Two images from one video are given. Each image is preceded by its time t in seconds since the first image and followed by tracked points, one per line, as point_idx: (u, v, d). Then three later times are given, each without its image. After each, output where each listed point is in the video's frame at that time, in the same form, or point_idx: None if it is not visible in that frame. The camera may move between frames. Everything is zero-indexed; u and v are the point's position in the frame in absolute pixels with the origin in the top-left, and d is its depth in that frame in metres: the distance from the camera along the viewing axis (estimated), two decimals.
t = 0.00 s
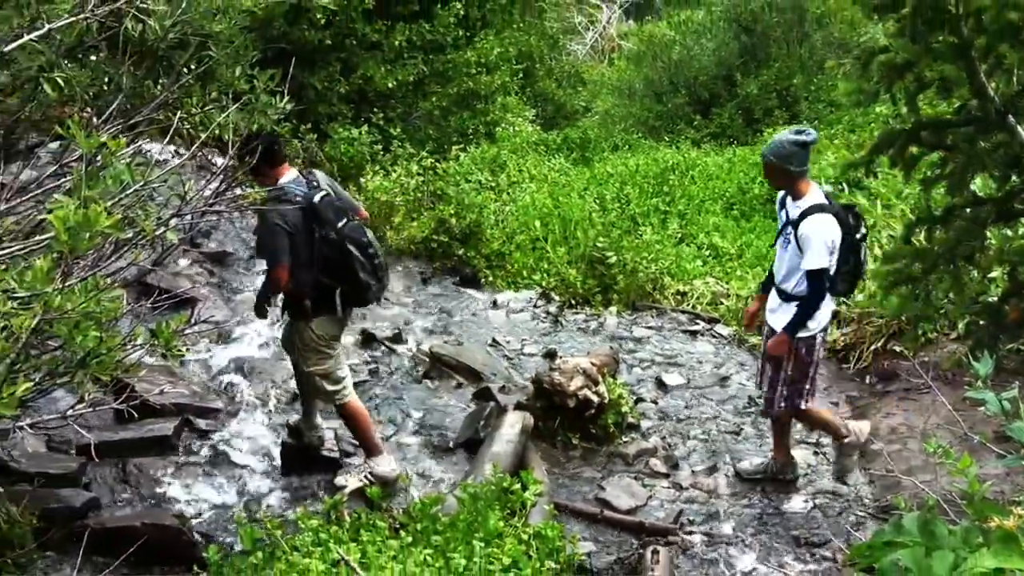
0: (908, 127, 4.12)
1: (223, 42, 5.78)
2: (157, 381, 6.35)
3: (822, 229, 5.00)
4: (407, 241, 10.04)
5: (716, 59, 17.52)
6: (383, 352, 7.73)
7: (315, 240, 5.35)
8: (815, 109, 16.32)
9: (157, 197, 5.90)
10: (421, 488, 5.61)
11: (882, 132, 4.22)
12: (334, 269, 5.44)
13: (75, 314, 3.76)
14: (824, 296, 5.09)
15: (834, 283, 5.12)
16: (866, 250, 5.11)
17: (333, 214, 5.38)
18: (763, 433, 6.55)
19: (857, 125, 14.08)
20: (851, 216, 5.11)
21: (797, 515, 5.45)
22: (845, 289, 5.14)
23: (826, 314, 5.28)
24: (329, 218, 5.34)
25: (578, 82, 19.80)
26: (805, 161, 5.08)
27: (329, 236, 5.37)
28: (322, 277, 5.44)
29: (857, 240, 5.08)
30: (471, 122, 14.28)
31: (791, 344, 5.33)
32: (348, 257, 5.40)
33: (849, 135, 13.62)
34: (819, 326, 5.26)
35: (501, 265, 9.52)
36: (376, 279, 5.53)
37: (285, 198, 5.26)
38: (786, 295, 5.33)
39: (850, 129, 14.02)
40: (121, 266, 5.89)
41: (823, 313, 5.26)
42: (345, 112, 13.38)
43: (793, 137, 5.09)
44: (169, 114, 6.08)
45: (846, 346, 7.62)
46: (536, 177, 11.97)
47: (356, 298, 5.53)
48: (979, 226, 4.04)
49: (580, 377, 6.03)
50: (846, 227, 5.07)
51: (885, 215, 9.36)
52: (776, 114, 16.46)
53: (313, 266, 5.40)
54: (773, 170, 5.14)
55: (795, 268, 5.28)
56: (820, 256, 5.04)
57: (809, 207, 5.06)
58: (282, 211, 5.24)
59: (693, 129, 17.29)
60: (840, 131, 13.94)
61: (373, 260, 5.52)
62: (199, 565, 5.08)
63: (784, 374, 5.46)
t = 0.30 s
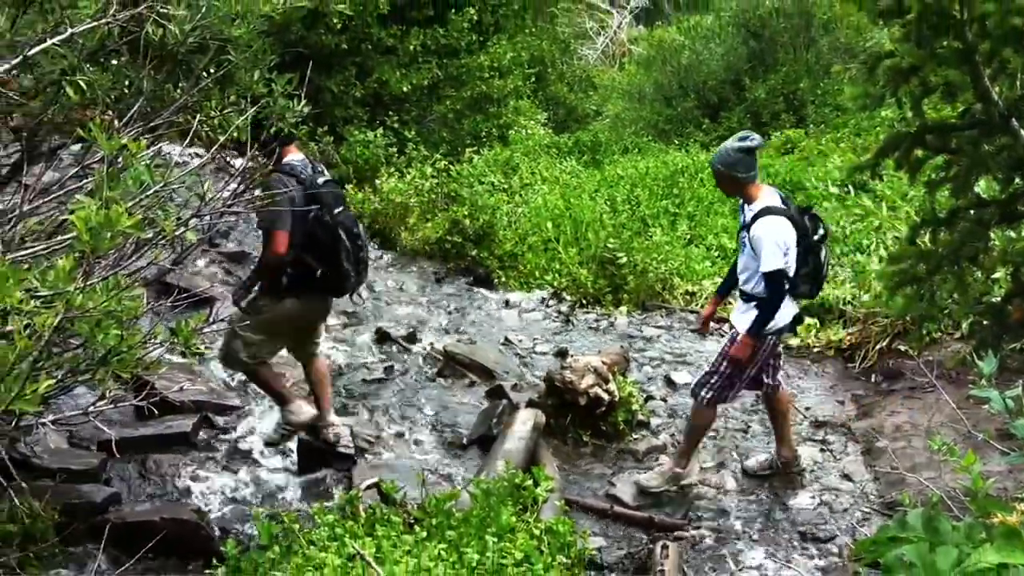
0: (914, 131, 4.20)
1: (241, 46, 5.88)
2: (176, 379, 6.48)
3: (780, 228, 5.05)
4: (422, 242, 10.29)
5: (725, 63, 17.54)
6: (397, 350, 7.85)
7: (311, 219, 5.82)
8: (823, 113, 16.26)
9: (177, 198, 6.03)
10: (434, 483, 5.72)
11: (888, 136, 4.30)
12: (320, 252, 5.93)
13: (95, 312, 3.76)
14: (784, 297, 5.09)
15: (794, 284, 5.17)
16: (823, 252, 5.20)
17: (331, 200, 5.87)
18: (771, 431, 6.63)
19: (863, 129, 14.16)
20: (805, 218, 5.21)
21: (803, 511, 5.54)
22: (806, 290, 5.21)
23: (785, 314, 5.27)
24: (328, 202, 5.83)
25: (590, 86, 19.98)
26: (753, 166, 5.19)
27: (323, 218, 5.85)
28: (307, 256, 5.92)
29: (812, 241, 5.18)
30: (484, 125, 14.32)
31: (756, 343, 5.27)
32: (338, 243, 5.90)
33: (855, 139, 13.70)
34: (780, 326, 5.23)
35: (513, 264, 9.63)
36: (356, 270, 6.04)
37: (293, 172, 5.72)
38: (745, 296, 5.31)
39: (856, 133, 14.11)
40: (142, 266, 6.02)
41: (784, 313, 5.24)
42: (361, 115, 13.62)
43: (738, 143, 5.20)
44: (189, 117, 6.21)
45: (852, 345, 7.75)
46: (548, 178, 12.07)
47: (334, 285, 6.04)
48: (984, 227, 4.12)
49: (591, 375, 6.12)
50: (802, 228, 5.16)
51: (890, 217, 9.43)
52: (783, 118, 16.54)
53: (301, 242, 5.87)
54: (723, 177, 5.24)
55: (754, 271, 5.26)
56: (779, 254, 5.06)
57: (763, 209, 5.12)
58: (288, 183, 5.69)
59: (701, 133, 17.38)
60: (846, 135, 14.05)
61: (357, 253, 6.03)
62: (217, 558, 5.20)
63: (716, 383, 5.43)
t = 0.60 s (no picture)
0: (918, 136, 4.27)
1: (258, 53, 6.01)
2: (193, 379, 6.60)
3: (723, 240, 5.15)
4: (434, 244, 10.38)
5: (731, 70, 17.52)
6: (411, 350, 7.96)
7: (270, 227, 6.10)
8: (826, 118, 16.31)
9: (194, 202, 6.15)
10: (446, 481, 5.83)
11: (891, 142, 4.39)
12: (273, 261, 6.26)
13: (117, 314, 3.78)
14: (732, 305, 5.23)
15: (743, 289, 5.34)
16: (766, 258, 5.31)
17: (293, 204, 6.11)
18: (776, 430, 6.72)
19: (867, 135, 14.26)
20: (748, 226, 5.32)
21: (808, 509, 5.63)
22: (755, 296, 5.28)
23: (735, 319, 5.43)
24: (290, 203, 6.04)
25: (598, 92, 20.15)
26: (690, 180, 5.19)
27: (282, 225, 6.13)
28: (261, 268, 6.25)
29: (757, 249, 5.28)
30: (495, 131, 14.44)
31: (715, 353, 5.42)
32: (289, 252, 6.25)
33: (859, 144, 13.79)
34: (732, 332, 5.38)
35: (524, 267, 9.75)
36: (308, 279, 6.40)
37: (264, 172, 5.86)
38: (694, 304, 5.43)
39: (859, 138, 14.21)
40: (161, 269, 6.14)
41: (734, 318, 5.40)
42: (375, 120, 13.77)
43: (673, 158, 5.18)
44: (206, 122, 6.35)
45: (856, 346, 7.83)
46: (558, 183, 12.17)
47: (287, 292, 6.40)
48: (986, 230, 4.20)
49: (601, 375, 6.22)
50: (745, 236, 5.25)
51: (893, 221, 9.53)
52: (789, 123, 16.65)
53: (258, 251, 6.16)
54: (661, 193, 5.26)
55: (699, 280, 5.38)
56: (723, 265, 5.18)
57: (705, 221, 5.20)
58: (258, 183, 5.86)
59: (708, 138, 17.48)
60: (850, 140, 14.14)
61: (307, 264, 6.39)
62: (234, 555, 5.31)
63: (673, 390, 5.57)
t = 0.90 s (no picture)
0: (928, 145, 4.36)
1: (283, 61, 6.15)
2: (218, 379, 6.76)
3: (685, 246, 5.34)
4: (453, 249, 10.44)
5: (743, 81, 17.65)
6: (431, 352, 8.11)
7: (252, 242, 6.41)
8: (837, 128, 16.63)
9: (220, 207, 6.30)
10: (464, 481, 5.96)
11: (901, 151, 4.48)
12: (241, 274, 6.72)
13: (144, 314, 3.90)
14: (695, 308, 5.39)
15: (713, 291, 5.55)
16: (735, 260, 5.54)
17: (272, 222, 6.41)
18: (787, 432, 6.82)
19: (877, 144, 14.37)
20: (712, 230, 5.51)
21: (818, 510, 5.74)
22: (724, 297, 5.58)
23: (709, 321, 5.59)
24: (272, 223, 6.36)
25: (614, 102, 20.29)
26: (651, 189, 5.34)
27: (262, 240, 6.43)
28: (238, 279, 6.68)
29: (722, 253, 5.52)
30: (514, 139, 14.75)
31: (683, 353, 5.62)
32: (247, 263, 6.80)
33: (868, 153, 13.88)
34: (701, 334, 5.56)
35: (541, 272, 9.89)
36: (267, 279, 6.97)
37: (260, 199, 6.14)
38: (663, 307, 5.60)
39: (869, 148, 14.32)
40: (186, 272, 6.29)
41: (705, 321, 5.56)
42: (396, 128, 13.95)
43: (634, 168, 5.31)
44: (231, 129, 6.51)
45: (865, 350, 7.92)
46: (575, 190, 12.29)
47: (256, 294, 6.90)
48: (994, 238, 4.29)
49: (615, 378, 6.36)
50: (709, 240, 5.48)
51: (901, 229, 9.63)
52: (800, 133, 16.77)
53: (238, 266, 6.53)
54: (625, 202, 5.40)
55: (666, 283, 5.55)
56: (687, 270, 5.38)
57: (668, 227, 5.39)
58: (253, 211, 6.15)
59: (721, 147, 17.58)
60: (861, 150, 14.25)
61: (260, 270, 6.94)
62: (257, 551, 5.46)
63: (674, 397, 5.75)
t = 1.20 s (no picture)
0: (951, 161, 4.47)
1: (323, 73, 6.36)
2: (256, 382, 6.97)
3: (681, 251, 5.47)
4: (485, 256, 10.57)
5: (770, 97, 17.76)
6: (463, 357, 8.28)
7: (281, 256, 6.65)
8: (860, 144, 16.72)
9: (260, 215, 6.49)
10: (494, 483, 6.12)
11: (924, 167, 4.59)
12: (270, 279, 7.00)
13: (186, 319, 3.96)
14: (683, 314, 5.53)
15: (699, 301, 5.68)
16: (725, 273, 5.67)
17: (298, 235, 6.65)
18: (809, 440, 6.93)
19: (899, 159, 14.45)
20: (710, 241, 5.64)
21: (839, 516, 5.85)
22: (712, 307, 5.71)
23: (692, 328, 5.71)
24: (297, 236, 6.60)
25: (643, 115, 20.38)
26: (659, 191, 5.45)
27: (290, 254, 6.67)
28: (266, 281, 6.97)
29: (715, 265, 5.65)
30: (546, 150, 14.91)
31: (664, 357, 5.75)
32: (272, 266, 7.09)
33: (891, 168, 13.94)
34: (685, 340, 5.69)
35: (571, 281, 10.06)
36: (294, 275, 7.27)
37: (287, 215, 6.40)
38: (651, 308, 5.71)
39: (891, 163, 14.40)
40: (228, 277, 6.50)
41: (689, 327, 5.69)
42: (431, 139, 14.17)
43: (646, 168, 5.42)
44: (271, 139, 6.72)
45: (888, 360, 7.99)
46: (605, 201, 12.43)
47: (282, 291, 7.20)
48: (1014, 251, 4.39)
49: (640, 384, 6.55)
50: (705, 250, 5.60)
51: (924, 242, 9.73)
52: (825, 149, 16.85)
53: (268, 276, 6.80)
54: (631, 198, 5.51)
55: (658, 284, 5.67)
56: (678, 274, 5.51)
57: (668, 231, 5.50)
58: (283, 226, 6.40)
59: (748, 161, 17.68)
60: (884, 165, 14.33)
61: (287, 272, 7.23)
62: (293, 548, 5.65)
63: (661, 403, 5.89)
